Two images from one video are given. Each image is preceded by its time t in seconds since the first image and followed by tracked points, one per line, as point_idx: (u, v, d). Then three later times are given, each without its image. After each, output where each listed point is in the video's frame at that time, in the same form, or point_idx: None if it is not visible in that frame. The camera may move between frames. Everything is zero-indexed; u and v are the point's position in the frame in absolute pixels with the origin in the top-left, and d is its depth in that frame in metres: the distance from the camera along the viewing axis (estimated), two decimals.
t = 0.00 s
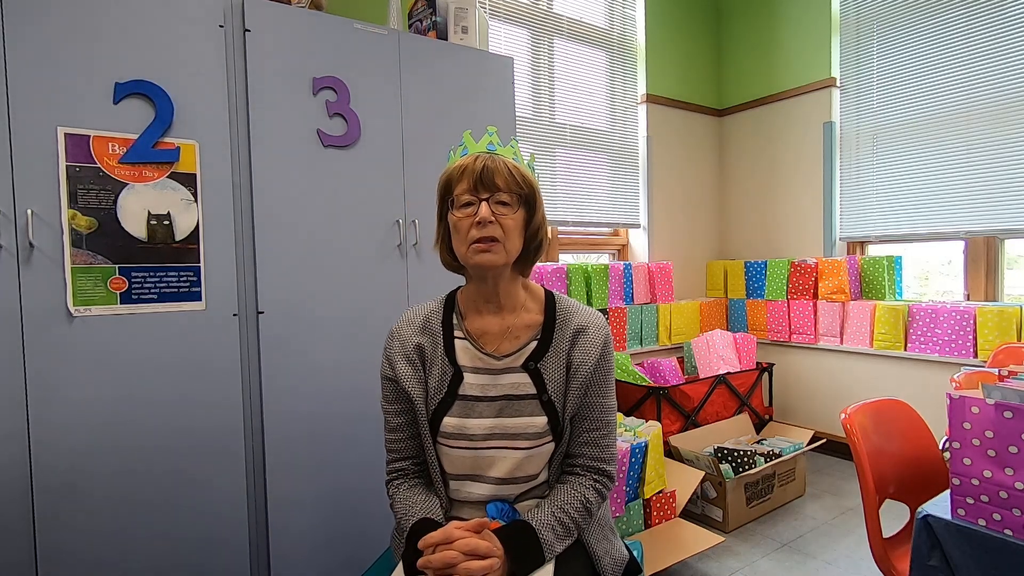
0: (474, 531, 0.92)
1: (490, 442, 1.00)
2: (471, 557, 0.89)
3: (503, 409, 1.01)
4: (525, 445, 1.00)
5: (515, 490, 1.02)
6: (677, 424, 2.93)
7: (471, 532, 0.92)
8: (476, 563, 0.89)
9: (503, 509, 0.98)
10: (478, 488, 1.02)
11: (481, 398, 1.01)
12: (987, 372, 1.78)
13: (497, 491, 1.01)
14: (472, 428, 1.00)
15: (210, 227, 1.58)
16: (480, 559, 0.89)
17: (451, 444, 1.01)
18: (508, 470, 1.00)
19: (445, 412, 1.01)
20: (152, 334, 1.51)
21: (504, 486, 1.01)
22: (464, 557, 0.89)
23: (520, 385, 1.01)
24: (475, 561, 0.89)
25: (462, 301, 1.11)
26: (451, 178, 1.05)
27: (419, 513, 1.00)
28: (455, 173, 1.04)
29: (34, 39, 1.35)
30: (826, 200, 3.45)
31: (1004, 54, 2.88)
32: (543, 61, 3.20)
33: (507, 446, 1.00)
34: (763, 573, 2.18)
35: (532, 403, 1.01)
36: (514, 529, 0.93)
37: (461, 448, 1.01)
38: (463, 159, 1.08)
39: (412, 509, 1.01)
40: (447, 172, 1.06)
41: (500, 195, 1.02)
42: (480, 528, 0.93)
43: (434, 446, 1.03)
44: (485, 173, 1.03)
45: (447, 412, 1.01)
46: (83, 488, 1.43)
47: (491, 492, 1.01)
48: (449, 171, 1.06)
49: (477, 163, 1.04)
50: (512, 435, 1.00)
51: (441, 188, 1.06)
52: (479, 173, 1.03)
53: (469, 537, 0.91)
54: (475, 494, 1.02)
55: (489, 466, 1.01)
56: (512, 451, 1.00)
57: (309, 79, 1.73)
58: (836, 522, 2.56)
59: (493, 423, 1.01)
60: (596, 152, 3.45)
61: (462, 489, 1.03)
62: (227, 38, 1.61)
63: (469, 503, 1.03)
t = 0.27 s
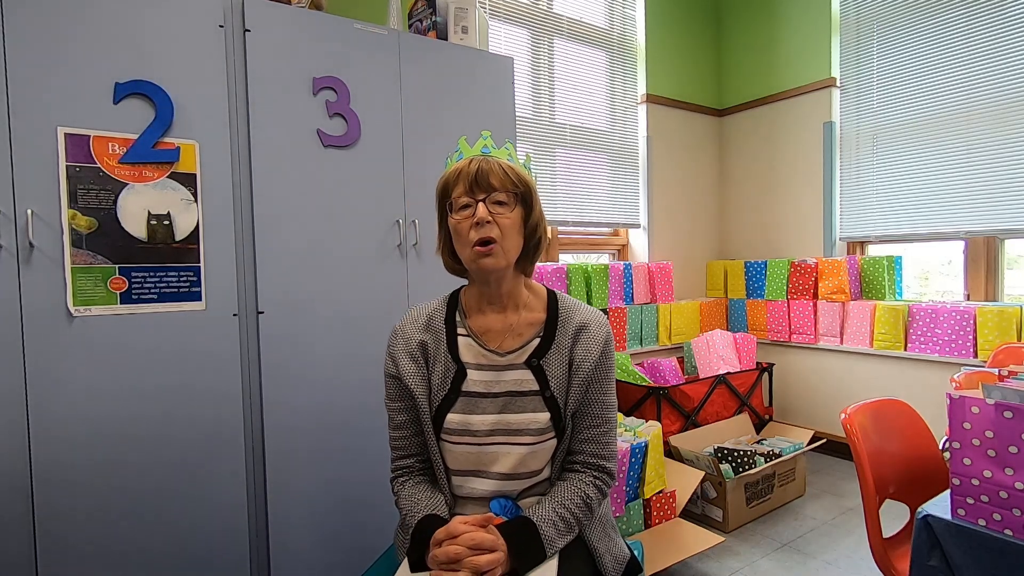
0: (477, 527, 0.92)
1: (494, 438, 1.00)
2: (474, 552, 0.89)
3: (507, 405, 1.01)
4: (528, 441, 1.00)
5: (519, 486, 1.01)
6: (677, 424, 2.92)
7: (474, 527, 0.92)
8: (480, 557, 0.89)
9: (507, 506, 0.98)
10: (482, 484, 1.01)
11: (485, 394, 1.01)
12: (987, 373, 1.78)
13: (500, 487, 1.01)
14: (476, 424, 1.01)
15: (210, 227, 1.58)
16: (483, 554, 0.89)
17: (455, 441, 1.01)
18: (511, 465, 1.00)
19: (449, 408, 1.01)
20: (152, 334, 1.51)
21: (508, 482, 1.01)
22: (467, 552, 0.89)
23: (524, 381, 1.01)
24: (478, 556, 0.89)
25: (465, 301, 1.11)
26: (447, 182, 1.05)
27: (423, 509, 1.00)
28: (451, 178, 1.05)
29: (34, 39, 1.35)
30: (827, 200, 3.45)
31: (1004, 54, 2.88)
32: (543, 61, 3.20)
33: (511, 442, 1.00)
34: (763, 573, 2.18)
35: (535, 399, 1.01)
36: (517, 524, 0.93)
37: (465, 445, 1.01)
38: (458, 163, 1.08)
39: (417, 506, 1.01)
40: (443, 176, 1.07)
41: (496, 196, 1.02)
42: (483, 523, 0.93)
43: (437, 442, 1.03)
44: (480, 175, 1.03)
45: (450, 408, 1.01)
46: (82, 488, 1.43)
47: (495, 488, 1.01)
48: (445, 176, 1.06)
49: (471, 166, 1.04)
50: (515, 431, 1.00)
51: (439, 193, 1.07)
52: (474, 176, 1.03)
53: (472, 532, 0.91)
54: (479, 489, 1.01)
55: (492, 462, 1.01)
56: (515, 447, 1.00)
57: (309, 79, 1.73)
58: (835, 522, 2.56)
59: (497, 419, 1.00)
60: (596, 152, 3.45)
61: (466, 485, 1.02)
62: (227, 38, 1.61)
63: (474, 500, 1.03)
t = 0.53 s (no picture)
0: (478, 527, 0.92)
1: (494, 437, 1.00)
2: (475, 551, 0.89)
3: (507, 404, 1.01)
4: (528, 440, 1.00)
5: (519, 485, 1.01)
6: (677, 424, 2.92)
7: (475, 527, 0.92)
8: (480, 555, 0.89)
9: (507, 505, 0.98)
10: (482, 483, 1.01)
11: (485, 393, 1.01)
12: (987, 373, 1.78)
13: (500, 486, 1.01)
14: (475, 424, 1.00)
15: (210, 227, 1.58)
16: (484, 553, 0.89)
17: (454, 440, 1.01)
18: (511, 464, 1.00)
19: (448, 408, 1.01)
20: (152, 334, 1.51)
21: (508, 481, 1.01)
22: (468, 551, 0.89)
23: (523, 379, 1.01)
24: (479, 555, 0.89)
25: (465, 299, 1.11)
26: (454, 179, 1.04)
27: (423, 509, 1.00)
28: (459, 175, 1.04)
29: (34, 39, 1.35)
30: (826, 200, 3.45)
31: (1004, 54, 2.89)
32: (543, 61, 3.20)
33: (510, 441, 1.00)
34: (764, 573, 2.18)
35: (534, 398, 1.01)
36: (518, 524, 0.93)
37: (464, 444, 1.01)
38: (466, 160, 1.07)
39: (417, 506, 1.01)
40: (450, 174, 1.06)
41: (503, 197, 1.02)
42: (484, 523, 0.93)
43: (437, 442, 1.03)
44: (488, 175, 1.02)
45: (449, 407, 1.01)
46: (82, 488, 1.43)
47: (495, 487, 1.01)
48: (452, 173, 1.06)
49: (480, 164, 1.04)
50: (515, 429, 1.00)
51: (444, 190, 1.06)
52: (482, 175, 1.03)
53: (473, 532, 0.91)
54: (479, 489, 1.01)
55: (492, 461, 1.01)
56: (515, 446, 1.00)
57: (309, 79, 1.73)
58: (835, 522, 2.56)
59: (497, 418, 1.00)
60: (596, 152, 3.45)
61: (466, 484, 1.02)
62: (227, 38, 1.61)
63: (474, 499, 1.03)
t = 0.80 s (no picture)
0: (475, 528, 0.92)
1: (491, 438, 1.00)
2: (472, 554, 0.89)
3: (504, 405, 1.01)
4: (525, 440, 1.00)
5: (516, 486, 1.01)
6: (677, 424, 2.92)
7: (472, 529, 0.92)
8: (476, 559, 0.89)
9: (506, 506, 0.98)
10: (479, 484, 1.01)
11: (482, 394, 1.01)
12: (987, 373, 1.78)
13: (498, 487, 1.01)
14: (472, 424, 1.00)
15: (210, 227, 1.58)
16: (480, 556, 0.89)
17: (452, 441, 1.01)
18: (509, 465, 1.00)
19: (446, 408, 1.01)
20: (152, 334, 1.51)
21: (506, 481, 1.01)
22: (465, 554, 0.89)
23: (520, 380, 1.01)
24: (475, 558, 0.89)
25: (461, 300, 1.11)
26: (451, 180, 1.04)
27: (421, 511, 1.00)
28: (455, 175, 1.04)
29: (34, 39, 1.35)
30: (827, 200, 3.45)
31: (1004, 54, 2.88)
32: (543, 61, 3.20)
33: (508, 442, 1.00)
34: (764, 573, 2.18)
35: (532, 399, 1.01)
36: (515, 525, 0.93)
37: (461, 445, 1.01)
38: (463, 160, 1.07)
39: (415, 508, 1.01)
40: (447, 173, 1.06)
41: (500, 198, 1.02)
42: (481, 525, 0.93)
43: (434, 443, 1.03)
44: (485, 175, 1.02)
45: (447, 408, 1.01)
46: (82, 488, 1.43)
47: (492, 488, 1.01)
48: (449, 173, 1.05)
49: (477, 165, 1.04)
50: (512, 430, 1.00)
51: (441, 190, 1.06)
52: (479, 175, 1.02)
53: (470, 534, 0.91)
54: (477, 490, 1.01)
55: (489, 462, 1.01)
56: (512, 447, 1.00)
57: (309, 79, 1.73)
58: (835, 522, 2.56)
59: (494, 420, 1.00)
60: (596, 152, 3.45)
61: (464, 485, 1.02)
62: (227, 38, 1.61)
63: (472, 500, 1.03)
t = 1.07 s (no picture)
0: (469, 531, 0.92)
1: (487, 440, 1.00)
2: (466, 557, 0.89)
3: (500, 406, 1.01)
4: (521, 442, 1.00)
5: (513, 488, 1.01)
6: (677, 424, 2.92)
7: (467, 531, 0.92)
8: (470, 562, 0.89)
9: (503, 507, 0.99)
10: (475, 487, 1.01)
11: (478, 396, 1.01)
12: (987, 372, 1.78)
13: (494, 489, 1.01)
14: (468, 426, 1.00)
15: (210, 227, 1.58)
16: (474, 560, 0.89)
17: (448, 443, 1.01)
18: (505, 467, 1.00)
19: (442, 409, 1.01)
20: (152, 334, 1.50)
21: (502, 483, 1.01)
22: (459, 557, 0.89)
23: (517, 381, 1.01)
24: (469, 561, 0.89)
25: (458, 300, 1.11)
26: (448, 179, 1.04)
27: (417, 513, 1.00)
28: (453, 175, 1.04)
29: (34, 39, 1.35)
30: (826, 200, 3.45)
31: (1004, 54, 2.88)
32: (543, 61, 3.20)
33: (504, 444, 1.00)
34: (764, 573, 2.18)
35: (527, 400, 1.01)
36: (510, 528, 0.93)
37: (457, 446, 1.01)
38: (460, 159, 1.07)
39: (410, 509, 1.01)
40: (444, 173, 1.06)
41: (497, 198, 1.02)
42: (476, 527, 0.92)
43: (430, 444, 1.03)
44: (482, 175, 1.02)
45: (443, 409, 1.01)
46: (82, 488, 1.43)
47: (489, 490, 1.01)
48: (446, 172, 1.05)
49: (474, 164, 1.04)
50: (508, 431, 1.00)
51: (438, 189, 1.06)
52: (477, 175, 1.02)
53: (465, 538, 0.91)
54: (473, 492, 1.01)
55: (485, 464, 1.01)
56: (508, 448, 1.00)
57: (309, 79, 1.73)
58: (835, 522, 2.56)
59: (490, 421, 1.00)
60: (596, 152, 3.45)
61: (460, 488, 1.02)
62: (227, 38, 1.61)
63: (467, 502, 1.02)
